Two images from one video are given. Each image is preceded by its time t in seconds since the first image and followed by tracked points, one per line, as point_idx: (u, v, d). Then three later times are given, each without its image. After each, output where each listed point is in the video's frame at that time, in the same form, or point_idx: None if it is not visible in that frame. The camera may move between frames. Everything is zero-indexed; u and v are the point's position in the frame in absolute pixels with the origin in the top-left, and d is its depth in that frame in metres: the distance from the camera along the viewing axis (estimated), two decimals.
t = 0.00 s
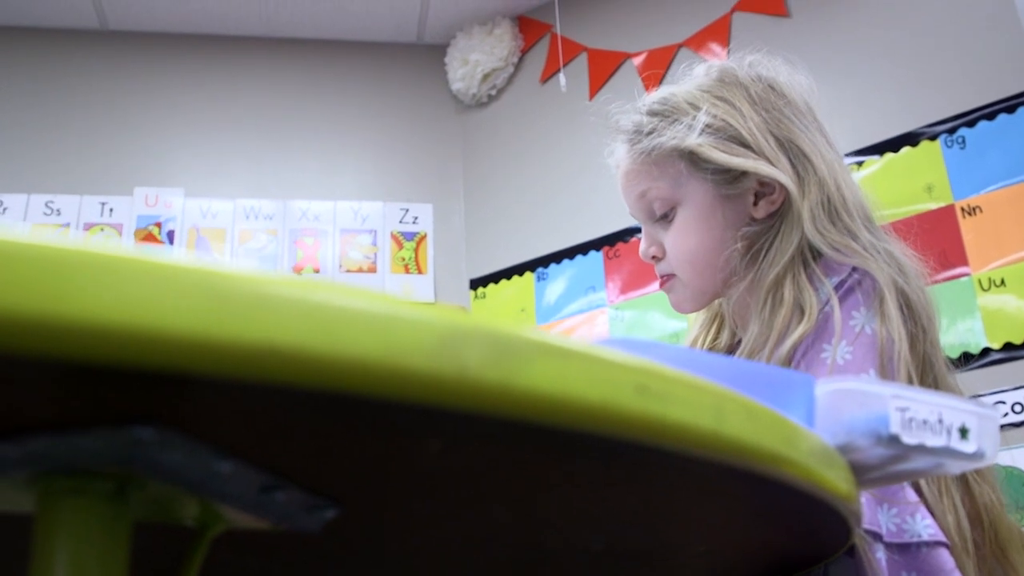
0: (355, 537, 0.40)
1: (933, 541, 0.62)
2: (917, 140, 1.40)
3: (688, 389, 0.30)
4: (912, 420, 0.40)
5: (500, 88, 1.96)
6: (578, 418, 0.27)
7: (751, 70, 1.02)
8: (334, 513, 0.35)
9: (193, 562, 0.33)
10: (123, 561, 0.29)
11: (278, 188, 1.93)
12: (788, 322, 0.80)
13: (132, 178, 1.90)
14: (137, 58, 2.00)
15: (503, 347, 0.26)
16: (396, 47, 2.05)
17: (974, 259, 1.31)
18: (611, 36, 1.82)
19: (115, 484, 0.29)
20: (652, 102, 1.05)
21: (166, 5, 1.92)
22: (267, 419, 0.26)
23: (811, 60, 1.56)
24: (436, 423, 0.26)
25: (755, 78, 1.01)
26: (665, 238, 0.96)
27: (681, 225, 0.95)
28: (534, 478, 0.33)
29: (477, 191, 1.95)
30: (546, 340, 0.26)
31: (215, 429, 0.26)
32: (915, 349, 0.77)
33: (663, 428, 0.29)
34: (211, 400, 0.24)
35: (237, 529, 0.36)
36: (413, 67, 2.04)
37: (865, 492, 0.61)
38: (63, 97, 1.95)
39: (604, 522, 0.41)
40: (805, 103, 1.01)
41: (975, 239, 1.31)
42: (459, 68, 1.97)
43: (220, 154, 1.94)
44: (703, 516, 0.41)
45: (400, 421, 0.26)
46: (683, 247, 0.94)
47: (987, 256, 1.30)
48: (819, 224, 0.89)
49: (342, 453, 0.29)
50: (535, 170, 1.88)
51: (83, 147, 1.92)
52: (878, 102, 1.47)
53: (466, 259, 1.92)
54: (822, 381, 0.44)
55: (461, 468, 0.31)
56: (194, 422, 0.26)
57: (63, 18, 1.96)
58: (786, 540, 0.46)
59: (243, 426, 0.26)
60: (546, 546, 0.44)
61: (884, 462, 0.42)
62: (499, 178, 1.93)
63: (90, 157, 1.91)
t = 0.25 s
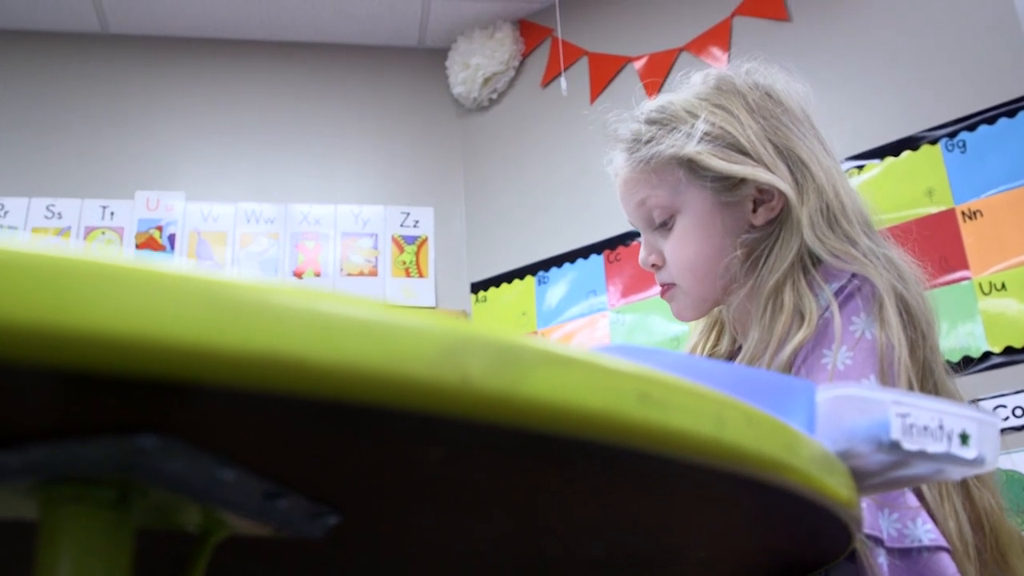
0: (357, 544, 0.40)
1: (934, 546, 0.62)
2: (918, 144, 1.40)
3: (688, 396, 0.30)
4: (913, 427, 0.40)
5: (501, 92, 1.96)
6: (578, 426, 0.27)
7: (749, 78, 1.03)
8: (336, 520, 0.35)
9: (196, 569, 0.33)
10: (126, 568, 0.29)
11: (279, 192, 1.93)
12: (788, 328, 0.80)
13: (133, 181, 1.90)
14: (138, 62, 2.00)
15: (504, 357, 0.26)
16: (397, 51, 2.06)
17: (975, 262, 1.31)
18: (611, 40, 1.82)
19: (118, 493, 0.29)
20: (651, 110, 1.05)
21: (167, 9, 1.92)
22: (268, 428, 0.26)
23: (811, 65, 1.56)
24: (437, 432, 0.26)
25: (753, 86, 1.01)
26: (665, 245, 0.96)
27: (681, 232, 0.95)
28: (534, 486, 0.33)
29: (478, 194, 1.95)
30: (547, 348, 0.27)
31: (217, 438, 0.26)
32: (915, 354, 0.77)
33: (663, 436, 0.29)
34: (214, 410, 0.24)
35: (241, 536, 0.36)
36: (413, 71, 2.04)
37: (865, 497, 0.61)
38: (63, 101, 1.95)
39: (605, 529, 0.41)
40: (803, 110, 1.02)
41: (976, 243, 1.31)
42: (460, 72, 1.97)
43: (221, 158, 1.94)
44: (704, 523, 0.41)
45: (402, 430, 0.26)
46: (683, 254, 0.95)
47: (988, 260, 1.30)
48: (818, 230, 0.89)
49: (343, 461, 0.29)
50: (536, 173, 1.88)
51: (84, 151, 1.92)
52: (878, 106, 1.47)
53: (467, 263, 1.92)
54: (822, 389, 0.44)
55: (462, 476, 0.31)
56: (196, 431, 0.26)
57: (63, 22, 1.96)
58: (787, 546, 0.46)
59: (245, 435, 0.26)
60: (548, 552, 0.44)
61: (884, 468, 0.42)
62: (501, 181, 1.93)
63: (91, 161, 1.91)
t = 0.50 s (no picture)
0: (358, 548, 0.40)
1: (934, 550, 0.62)
2: (918, 148, 1.40)
3: (688, 401, 0.30)
4: (913, 431, 0.40)
5: (502, 95, 1.96)
6: (578, 431, 0.27)
7: (747, 83, 1.03)
8: (338, 524, 0.35)
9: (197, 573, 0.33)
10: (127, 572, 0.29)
11: (281, 195, 1.93)
12: (788, 333, 0.80)
13: (134, 183, 1.91)
14: (139, 65, 2.00)
15: (504, 363, 0.26)
16: (399, 54, 2.06)
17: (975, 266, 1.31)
18: (612, 44, 1.82)
19: (120, 497, 0.29)
20: (650, 115, 1.05)
21: (168, 11, 1.92)
22: (269, 434, 0.26)
23: (812, 69, 1.56)
24: (437, 437, 0.26)
25: (752, 91, 1.02)
26: (665, 250, 0.97)
27: (680, 237, 0.95)
28: (534, 491, 0.33)
29: (479, 198, 1.95)
30: (546, 354, 0.27)
31: (218, 443, 0.27)
32: (914, 358, 0.77)
33: (663, 442, 0.29)
34: (215, 415, 0.24)
35: (242, 539, 0.36)
36: (415, 74, 2.05)
37: (866, 501, 0.61)
38: (64, 102, 1.95)
39: (606, 533, 0.41)
40: (801, 115, 1.02)
41: (976, 247, 1.31)
42: (461, 75, 1.97)
43: (222, 160, 1.95)
44: (704, 528, 0.41)
45: (402, 436, 0.26)
46: (682, 259, 0.95)
47: (988, 263, 1.30)
48: (817, 235, 0.90)
49: (344, 465, 0.29)
50: (537, 176, 1.88)
51: (85, 153, 1.92)
52: (879, 110, 1.47)
53: (468, 266, 1.92)
54: (823, 393, 0.45)
55: (461, 481, 0.31)
56: (196, 436, 0.26)
57: (64, 24, 1.97)
58: (787, 550, 0.47)
59: (246, 439, 0.26)
60: (548, 557, 0.44)
61: (885, 473, 0.42)
62: (502, 184, 1.93)
63: (92, 163, 1.92)
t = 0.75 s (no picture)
0: (361, 550, 0.40)
1: (935, 552, 0.62)
2: (919, 150, 1.40)
3: (689, 404, 0.30)
4: (914, 434, 0.40)
5: (502, 97, 1.96)
6: (578, 434, 0.27)
7: (747, 86, 1.03)
8: (340, 527, 0.35)
9: None
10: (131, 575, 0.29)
11: (282, 197, 1.94)
12: (788, 335, 0.80)
13: (135, 185, 1.91)
14: (140, 67, 2.00)
15: (505, 367, 0.26)
16: (400, 56, 2.06)
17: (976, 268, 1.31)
18: (613, 46, 1.82)
19: (124, 501, 0.29)
20: (650, 119, 1.05)
21: (169, 13, 1.93)
22: (272, 437, 0.26)
23: (812, 71, 1.56)
24: (439, 441, 0.27)
25: (752, 94, 1.02)
26: (665, 253, 0.97)
27: (681, 240, 0.95)
28: (536, 494, 0.33)
29: (480, 200, 1.95)
30: (547, 358, 0.27)
31: (222, 446, 0.27)
32: (914, 361, 0.77)
33: (664, 445, 0.29)
34: (217, 419, 0.24)
35: (245, 542, 0.36)
36: (416, 76, 2.05)
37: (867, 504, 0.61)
38: (65, 104, 1.96)
39: (608, 536, 0.41)
40: (801, 118, 1.02)
41: (977, 249, 1.31)
42: (462, 77, 1.97)
43: (223, 162, 1.95)
44: (705, 531, 0.41)
45: (403, 440, 0.26)
46: (683, 261, 0.95)
47: (989, 265, 1.30)
48: (817, 237, 0.90)
49: (347, 469, 0.29)
50: (538, 178, 1.88)
51: (85, 155, 1.92)
52: (879, 112, 1.47)
53: (468, 268, 1.92)
54: (823, 396, 0.45)
55: (463, 485, 0.31)
56: (199, 439, 0.26)
57: (65, 26, 1.97)
58: (789, 553, 0.47)
59: (248, 443, 0.26)
60: (550, 559, 0.44)
61: (885, 476, 0.42)
62: (503, 186, 1.93)
63: (93, 165, 1.92)
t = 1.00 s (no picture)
0: (363, 552, 0.40)
1: (936, 554, 0.62)
2: (919, 151, 1.40)
3: (691, 408, 0.30)
4: (915, 437, 0.41)
5: (503, 99, 1.96)
6: (582, 437, 0.27)
7: (748, 89, 1.03)
8: (342, 529, 0.35)
9: None
10: None
11: (283, 198, 1.94)
12: (790, 338, 0.81)
13: (135, 186, 1.91)
14: (141, 68, 2.01)
15: (509, 371, 0.26)
16: (401, 57, 2.06)
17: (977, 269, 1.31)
18: (614, 47, 1.82)
19: (126, 503, 0.29)
20: (651, 122, 1.05)
21: (169, 15, 1.93)
22: (275, 440, 0.26)
23: (812, 72, 1.56)
24: (442, 444, 0.27)
25: (753, 97, 1.02)
26: (667, 256, 0.97)
27: (682, 243, 0.95)
28: (538, 497, 0.33)
29: (480, 201, 1.95)
30: (550, 361, 0.27)
31: (224, 448, 0.27)
32: (916, 363, 0.77)
33: (667, 449, 0.29)
34: (221, 422, 0.24)
35: (247, 545, 0.36)
36: (417, 77, 2.05)
37: (868, 507, 0.61)
38: (65, 105, 1.96)
39: (610, 538, 0.41)
40: (802, 120, 1.02)
41: (978, 250, 1.31)
42: (463, 78, 1.98)
43: (223, 164, 1.95)
44: (707, 533, 0.41)
45: (404, 442, 0.27)
46: (684, 264, 0.95)
47: (989, 267, 1.30)
48: (819, 240, 0.90)
49: (348, 471, 0.29)
50: (538, 179, 1.88)
51: (86, 156, 1.92)
52: (880, 113, 1.47)
53: (469, 269, 1.92)
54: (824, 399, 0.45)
55: (465, 488, 0.31)
56: (202, 442, 0.26)
57: (65, 28, 1.97)
58: (791, 555, 0.47)
59: (251, 445, 0.26)
60: (552, 561, 0.44)
61: (888, 479, 0.43)
62: (503, 188, 1.93)
63: (93, 166, 1.92)
